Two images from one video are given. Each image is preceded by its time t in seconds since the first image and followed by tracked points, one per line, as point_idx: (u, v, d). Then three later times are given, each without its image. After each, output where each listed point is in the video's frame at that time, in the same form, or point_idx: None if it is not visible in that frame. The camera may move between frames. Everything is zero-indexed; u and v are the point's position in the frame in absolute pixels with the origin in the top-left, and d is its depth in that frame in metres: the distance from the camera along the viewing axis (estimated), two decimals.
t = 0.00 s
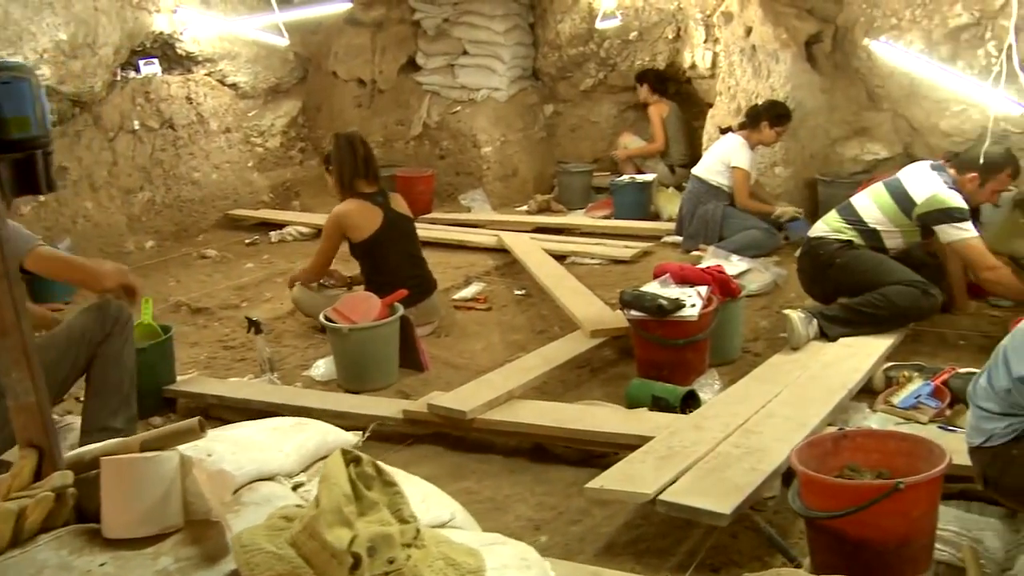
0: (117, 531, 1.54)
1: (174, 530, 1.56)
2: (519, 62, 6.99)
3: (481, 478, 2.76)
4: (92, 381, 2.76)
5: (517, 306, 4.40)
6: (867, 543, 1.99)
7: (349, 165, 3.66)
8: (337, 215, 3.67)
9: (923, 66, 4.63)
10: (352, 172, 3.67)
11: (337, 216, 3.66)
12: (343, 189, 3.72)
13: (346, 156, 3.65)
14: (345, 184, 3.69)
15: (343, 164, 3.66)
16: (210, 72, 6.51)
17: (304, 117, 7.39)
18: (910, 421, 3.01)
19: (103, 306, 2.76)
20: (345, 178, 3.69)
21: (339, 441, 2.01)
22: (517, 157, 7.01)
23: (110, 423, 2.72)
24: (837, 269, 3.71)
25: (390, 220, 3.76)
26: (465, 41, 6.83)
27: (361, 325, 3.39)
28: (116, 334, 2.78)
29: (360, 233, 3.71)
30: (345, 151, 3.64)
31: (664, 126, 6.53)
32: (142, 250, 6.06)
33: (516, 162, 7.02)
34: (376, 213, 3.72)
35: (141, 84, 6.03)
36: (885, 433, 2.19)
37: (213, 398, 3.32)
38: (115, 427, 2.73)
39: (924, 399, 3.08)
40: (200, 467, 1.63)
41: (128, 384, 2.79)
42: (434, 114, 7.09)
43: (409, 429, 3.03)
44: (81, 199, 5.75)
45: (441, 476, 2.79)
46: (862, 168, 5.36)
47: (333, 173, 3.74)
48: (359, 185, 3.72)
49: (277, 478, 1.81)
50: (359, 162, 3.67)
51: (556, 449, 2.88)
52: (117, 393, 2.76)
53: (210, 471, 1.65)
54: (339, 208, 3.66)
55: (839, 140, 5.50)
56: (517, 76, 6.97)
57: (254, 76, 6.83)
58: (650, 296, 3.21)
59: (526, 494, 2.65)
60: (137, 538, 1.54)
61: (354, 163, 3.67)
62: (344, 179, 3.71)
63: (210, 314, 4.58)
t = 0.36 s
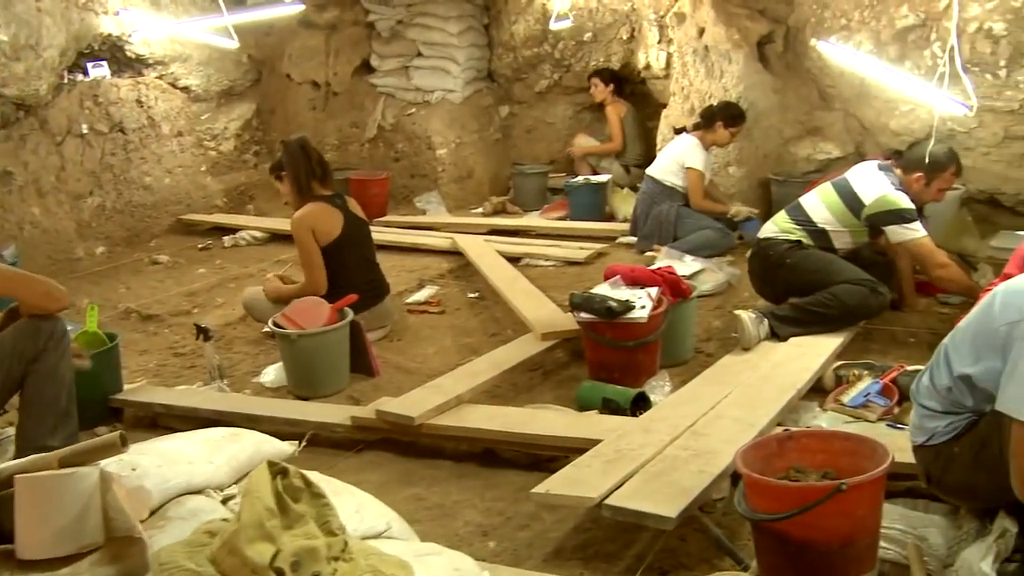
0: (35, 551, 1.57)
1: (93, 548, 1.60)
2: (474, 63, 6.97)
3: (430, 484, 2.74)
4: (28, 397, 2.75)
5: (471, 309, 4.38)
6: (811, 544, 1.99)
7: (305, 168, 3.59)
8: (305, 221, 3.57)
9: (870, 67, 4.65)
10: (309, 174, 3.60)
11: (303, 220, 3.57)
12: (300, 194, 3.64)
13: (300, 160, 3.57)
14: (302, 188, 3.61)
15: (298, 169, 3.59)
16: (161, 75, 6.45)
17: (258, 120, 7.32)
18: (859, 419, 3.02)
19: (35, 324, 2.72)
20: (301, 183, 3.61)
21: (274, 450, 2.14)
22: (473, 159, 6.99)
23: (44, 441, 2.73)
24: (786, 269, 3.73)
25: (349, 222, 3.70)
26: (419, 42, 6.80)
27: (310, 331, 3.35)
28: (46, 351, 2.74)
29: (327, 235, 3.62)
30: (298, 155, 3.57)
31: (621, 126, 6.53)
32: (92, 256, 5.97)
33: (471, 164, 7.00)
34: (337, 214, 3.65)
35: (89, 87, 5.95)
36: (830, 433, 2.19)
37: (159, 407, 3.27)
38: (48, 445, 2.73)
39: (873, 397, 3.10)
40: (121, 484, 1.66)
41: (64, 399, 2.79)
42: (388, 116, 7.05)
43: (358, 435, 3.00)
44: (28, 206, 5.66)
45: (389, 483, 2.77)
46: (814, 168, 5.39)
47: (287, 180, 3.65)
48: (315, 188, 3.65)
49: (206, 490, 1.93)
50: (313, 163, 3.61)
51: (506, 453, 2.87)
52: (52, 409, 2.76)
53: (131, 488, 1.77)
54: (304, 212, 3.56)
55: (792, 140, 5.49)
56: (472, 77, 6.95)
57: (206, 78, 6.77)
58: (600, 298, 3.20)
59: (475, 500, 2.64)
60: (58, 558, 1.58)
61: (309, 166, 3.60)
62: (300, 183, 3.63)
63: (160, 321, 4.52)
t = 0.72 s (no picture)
0: None
1: (12, 568, 1.60)
2: (432, 65, 6.95)
3: (382, 490, 2.72)
4: None
5: (426, 312, 4.36)
6: (759, 547, 1.99)
7: (253, 172, 3.55)
8: (257, 226, 3.52)
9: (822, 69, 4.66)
10: (258, 178, 3.56)
11: (254, 226, 3.52)
12: (250, 200, 3.60)
13: (248, 164, 3.54)
14: (252, 194, 3.58)
15: (247, 174, 3.55)
16: (114, 78, 6.38)
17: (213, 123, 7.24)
18: (812, 419, 3.02)
19: None
20: (251, 188, 3.57)
21: (209, 461, 2.23)
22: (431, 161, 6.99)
23: None
24: (741, 269, 3.73)
25: (303, 226, 3.67)
26: (376, 44, 6.77)
27: (262, 337, 3.31)
28: None
29: (279, 240, 3.58)
30: (246, 160, 3.54)
31: (578, 126, 6.56)
32: (44, 262, 5.88)
33: (430, 166, 6.99)
34: (289, 218, 3.62)
35: (38, 90, 5.85)
36: (779, 433, 2.19)
37: (108, 416, 3.22)
38: None
39: (827, 396, 3.11)
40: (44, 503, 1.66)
41: (5, 409, 2.80)
42: (346, 118, 7.01)
43: (309, 442, 2.97)
44: None
45: (341, 489, 2.74)
46: (770, 168, 5.44)
47: (236, 187, 3.61)
48: (265, 192, 3.61)
49: (138, 504, 1.97)
50: (262, 167, 3.57)
51: (459, 458, 2.85)
52: None
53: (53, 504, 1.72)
54: (255, 217, 3.52)
55: (748, 140, 5.53)
56: (429, 79, 6.93)
57: (160, 81, 6.69)
58: (552, 300, 3.18)
59: (427, 506, 2.62)
60: None
61: (257, 170, 3.56)
62: (249, 190, 3.59)
63: (112, 328, 4.46)
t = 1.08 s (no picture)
0: None
1: None
2: (389, 67, 6.92)
3: (332, 497, 2.69)
4: None
5: (382, 316, 4.33)
6: (707, 550, 1.98)
7: (199, 178, 3.51)
8: (205, 232, 3.48)
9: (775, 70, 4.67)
10: (205, 184, 3.53)
11: (202, 232, 3.48)
12: (198, 206, 3.56)
13: (194, 170, 3.50)
14: (199, 201, 3.54)
15: (193, 181, 3.51)
16: (65, 80, 6.29)
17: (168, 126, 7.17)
18: (765, 419, 3.01)
19: None
20: (198, 195, 3.54)
21: (144, 474, 2.20)
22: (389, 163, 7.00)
23: None
24: (696, 269, 3.74)
25: (252, 231, 3.63)
26: (333, 46, 6.73)
27: (214, 343, 3.27)
28: None
29: (228, 245, 3.54)
30: (191, 167, 3.51)
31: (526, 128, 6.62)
32: None
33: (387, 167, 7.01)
34: (238, 223, 3.58)
35: None
36: (727, 436, 2.19)
37: (56, 426, 3.16)
38: None
39: (780, 396, 3.11)
40: None
41: None
42: (302, 121, 6.96)
43: (260, 449, 2.94)
44: None
45: (291, 497, 2.71)
46: (728, 168, 5.48)
47: (183, 195, 3.57)
48: (213, 198, 3.58)
49: (64, 520, 1.95)
50: (208, 173, 3.53)
51: (411, 464, 2.83)
52: None
53: None
54: (202, 223, 3.48)
55: (705, 140, 5.55)
56: (386, 81, 6.90)
57: (112, 83, 6.60)
58: (504, 303, 3.17)
59: (378, 513, 2.59)
60: None
61: (203, 176, 3.53)
62: (196, 197, 3.55)
63: (61, 336, 4.39)
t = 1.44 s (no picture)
0: None
1: None
2: (342, 69, 6.87)
3: (279, 505, 2.66)
4: None
5: (333, 320, 4.30)
6: (651, 554, 1.98)
7: (144, 183, 3.46)
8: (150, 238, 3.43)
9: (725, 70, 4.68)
10: (149, 189, 3.47)
11: (147, 238, 3.43)
12: (143, 212, 3.51)
13: (138, 176, 3.44)
14: (144, 207, 3.49)
15: (138, 186, 3.45)
16: (9, 82, 6.17)
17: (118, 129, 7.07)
18: (715, 419, 3.02)
19: None
20: (142, 200, 3.48)
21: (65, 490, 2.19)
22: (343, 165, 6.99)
23: None
24: (647, 270, 3.74)
25: (199, 236, 3.58)
26: (285, 48, 6.66)
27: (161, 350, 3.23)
28: None
29: (174, 251, 3.49)
30: (135, 172, 3.45)
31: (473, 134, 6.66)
32: None
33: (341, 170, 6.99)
34: (185, 228, 3.53)
35: None
36: (672, 439, 2.18)
37: None
38: None
39: (730, 397, 3.12)
40: None
41: None
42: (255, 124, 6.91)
43: (206, 458, 2.90)
44: None
45: (237, 506, 2.67)
46: (682, 167, 5.50)
47: (129, 201, 3.51)
48: (159, 203, 3.52)
49: None
50: (153, 177, 3.47)
51: (359, 470, 2.80)
52: None
53: None
54: (147, 230, 3.42)
55: (658, 140, 5.57)
56: (339, 83, 6.85)
57: (59, 86, 6.50)
58: (452, 306, 3.15)
59: (325, 521, 2.57)
60: None
61: (148, 181, 3.47)
62: (141, 202, 3.50)
63: (6, 344, 4.32)
